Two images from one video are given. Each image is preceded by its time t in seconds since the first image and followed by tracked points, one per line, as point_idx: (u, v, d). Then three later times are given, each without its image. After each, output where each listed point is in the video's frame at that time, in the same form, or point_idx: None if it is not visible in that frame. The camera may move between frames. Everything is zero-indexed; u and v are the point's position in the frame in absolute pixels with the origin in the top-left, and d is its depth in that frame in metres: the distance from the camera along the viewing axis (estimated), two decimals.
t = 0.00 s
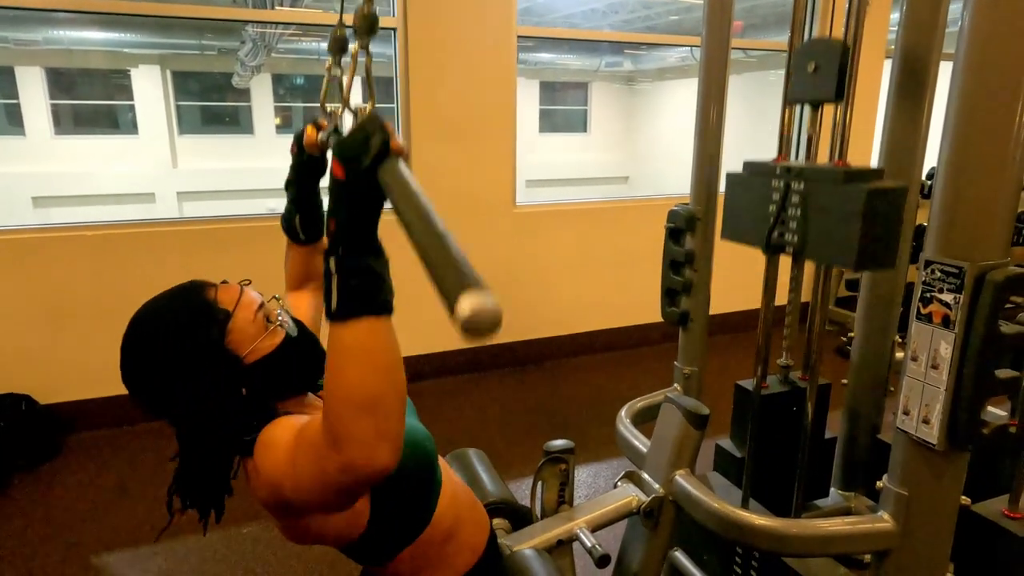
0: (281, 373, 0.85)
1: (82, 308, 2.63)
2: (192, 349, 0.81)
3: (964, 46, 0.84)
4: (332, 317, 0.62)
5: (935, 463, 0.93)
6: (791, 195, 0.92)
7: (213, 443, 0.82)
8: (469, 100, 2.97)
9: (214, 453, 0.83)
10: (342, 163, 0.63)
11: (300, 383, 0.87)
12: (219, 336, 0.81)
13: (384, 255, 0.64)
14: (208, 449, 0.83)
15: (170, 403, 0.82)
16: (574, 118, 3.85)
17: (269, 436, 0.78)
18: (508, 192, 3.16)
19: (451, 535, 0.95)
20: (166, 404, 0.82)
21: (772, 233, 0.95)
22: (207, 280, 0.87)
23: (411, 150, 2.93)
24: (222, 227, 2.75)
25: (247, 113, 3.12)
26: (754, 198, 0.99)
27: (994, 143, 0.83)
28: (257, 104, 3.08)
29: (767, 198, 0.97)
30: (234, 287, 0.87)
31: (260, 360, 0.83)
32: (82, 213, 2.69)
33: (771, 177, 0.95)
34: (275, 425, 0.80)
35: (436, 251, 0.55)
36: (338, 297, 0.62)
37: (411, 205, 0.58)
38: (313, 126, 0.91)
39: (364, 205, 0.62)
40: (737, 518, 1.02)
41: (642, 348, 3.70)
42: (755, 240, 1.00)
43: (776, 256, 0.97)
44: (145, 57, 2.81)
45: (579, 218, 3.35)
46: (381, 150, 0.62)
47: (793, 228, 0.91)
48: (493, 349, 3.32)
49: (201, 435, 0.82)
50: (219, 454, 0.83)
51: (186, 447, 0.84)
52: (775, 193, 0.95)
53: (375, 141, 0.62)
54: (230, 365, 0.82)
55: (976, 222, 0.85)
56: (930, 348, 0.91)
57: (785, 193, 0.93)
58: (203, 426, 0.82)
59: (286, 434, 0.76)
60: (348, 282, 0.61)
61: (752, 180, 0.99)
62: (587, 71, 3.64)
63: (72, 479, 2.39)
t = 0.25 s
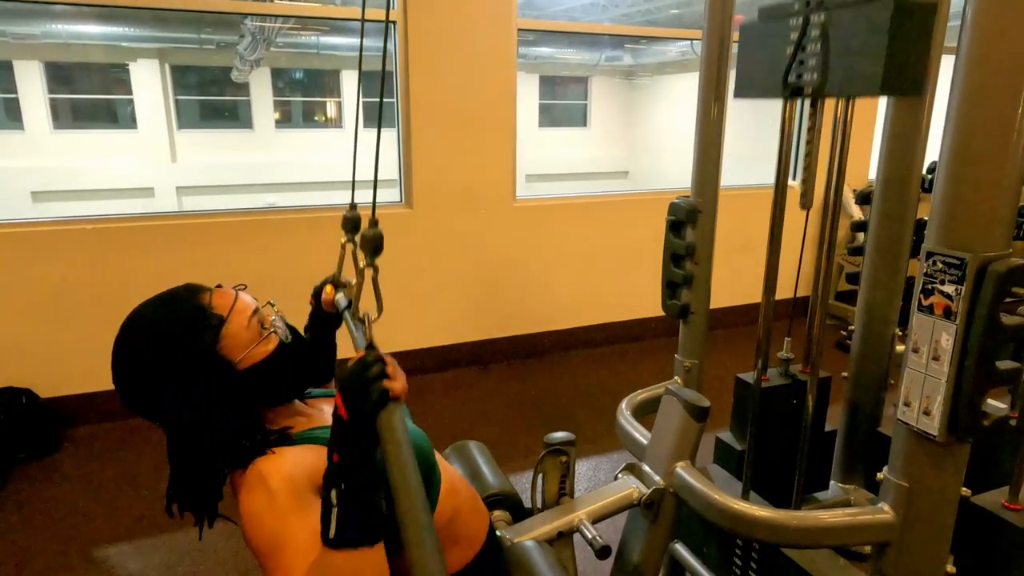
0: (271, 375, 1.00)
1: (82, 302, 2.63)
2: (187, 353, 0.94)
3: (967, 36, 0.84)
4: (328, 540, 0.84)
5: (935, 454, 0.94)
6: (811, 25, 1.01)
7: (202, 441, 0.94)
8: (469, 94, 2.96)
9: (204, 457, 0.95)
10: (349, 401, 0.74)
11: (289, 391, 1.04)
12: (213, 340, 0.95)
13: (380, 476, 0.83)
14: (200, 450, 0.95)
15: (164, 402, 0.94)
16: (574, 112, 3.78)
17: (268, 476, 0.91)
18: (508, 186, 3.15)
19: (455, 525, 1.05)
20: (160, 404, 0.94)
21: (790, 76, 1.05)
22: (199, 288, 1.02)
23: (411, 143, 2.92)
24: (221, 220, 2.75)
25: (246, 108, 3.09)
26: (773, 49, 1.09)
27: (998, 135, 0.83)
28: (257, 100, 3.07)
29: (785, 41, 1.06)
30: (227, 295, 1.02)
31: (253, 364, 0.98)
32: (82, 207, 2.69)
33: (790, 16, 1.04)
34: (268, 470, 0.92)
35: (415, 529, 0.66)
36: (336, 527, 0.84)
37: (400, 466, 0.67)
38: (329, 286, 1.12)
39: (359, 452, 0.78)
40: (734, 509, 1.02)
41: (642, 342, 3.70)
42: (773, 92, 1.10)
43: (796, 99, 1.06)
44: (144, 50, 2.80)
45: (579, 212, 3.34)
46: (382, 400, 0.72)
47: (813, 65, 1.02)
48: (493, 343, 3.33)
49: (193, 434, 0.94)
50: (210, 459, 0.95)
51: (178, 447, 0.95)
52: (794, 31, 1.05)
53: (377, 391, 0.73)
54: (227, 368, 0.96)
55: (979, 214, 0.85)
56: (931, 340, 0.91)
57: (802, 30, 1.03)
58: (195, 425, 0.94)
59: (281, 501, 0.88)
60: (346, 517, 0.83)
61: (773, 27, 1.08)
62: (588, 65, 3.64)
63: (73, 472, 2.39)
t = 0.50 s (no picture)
0: (283, 365, 0.97)
1: (81, 299, 2.64)
2: (197, 343, 0.90)
3: (965, 32, 0.84)
4: None
5: (933, 448, 0.94)
6: None
7: (215, 436, 0.91)
8: (468, 89, 2.96)
9: (216, 449, 0.92)
10: (340, 470, 0.78)
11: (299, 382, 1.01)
12: (224, 330, 0.91)
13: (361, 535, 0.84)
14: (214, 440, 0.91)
15: (175, 393, 0.90)
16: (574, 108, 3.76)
17: (269, 483, 0.88)
18: (507, 182, 3.15)
19: (459, 520, 1.05)
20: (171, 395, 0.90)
21: (795, 16, 1.11)
22: (208, 275, 0.97)
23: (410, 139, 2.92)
24: (220, 216, 2.75)
25: (244, 104, 3.09)
26: None
27: (996, 131, 0.83)
28: (255, 95, 3.06)
29: None
30: (237, 282, 0.97)
31: (266, 353, 0.95)
32: (81, 203, 2.69)
33: None
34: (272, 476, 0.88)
35: None
36: None
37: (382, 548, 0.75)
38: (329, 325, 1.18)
39: (346, 518, 0.80)
40: (735, 504, 1.03)
41: (641, 337, 3.71)
42: (778, 42, 1.15)
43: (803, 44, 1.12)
44: (141, 46, 2.79)
45: (578, 207, 3.35)
46: (371, 468, 0.78)
47: (818, 6, 1.07)
48: (492, 339, 3.33)
49: (205, 426, 0.91)
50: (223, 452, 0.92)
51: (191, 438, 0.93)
52: None
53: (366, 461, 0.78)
54: (239, 359, 0.92)
55: (975, 210, 0.86)
56: (929, 335, 0.91)
57: None
58: (207, 417, 0.90)
59: (281, 507, 0.86)
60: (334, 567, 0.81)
61: None
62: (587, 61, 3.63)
63: (73, 467, 2.40)
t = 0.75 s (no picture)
0: (292, 330, 1.03)
1: (81, 296, 2.63)
2: (209, 316, 0.96)
3: (964, 29, 0.84)
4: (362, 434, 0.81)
5: (930, 445, 0.95)
6: (801, 86, 0.90)
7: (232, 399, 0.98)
8: (467, 86, 2.95)
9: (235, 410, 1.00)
10: (367, 301, 0.79)
11: (310, 348, 1.07)
12: (231, 301, 0.97)
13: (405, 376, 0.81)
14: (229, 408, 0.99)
15: (190, 363, 0.97)
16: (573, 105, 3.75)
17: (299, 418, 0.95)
18: (506, 178, 3.15)
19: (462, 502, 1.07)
20: (188, 365, 0.97)
21: (780, 130, 0.94)
22: (216, 250, 1.04)
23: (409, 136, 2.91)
24: (219, 213, 2.75)
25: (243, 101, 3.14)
26: (759, 96, 0.99)
27: (996, 130, 0.83)
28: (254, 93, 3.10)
29: (776, 96, 0.95)
30: (242, 255, 1.04)
31: (274, 320, 1.02)
32: (79, 200, 2.69)
33: (782, 71, 0.93)
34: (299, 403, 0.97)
35: (449, 416, 0.68)
36: (369, 422, 0.80)
37: (427, 359, 0.72)
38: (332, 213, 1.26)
39: (384, 347, 0.78)
40: (732, 501, 1.03)
41: (640, 334, 3.71)
42: (765, 145, 0.98)
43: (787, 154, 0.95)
44: (139, 42, 2.76)
45: (578, 204, 3.34)
46: (398, 294, 0.78)
47: (803, 120, 0.90)
48: (491, 335, 3.33)
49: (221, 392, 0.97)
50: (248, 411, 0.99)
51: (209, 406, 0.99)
52: (785, 90, 0.93)
53: (393, 285, 0.79)
54: (247, 329, 0.99)
55: (972, 208, 0.86)
56: (926, 332, 0.92)
57: (795, 88, 0.91)
58: (221, 384, 0.97)
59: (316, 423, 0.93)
60: (380, 409, 0.80)
61: (765, 77, 0.97)
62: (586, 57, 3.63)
63: (73, 464, 2.40)
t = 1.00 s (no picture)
0: (332, 304, 0.85)
1: (80, 293, 2.64)
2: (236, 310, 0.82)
3: (963, 25, 0.84)
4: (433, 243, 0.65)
5: (928, 443, 0.95)
6: (784, 213, 0.92)
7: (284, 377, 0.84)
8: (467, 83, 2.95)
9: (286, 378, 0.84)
10: (439, 112, 0.66)
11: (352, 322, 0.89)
12: (257, 291, 0.82)
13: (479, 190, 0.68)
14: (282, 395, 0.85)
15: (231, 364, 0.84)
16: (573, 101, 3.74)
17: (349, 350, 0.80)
18: (506, 175, 3.14)
19: (484, 491, 1.00)
20: (227, 364, 0.84)
21: (766, 249, 0.95)
22: (232, 238, 0.88)
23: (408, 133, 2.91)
24: (217, 211, 2.75)
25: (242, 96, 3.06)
26: (742, 214, 1.00)
27: (995, 129, 0.83)
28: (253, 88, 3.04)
29: (760, 216, 0.96)
30: (260, 238, 0.87)
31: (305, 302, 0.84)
32: (79, 197, 2.69)
33: (766, 194, 0.94)
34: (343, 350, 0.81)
35: (552, 174, 0.59)
36: (444, 226, 0.65)
37: (512, 138, 0.61)
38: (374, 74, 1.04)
39: (462, 145, 0.67)
40: (730, 498, 1.03)
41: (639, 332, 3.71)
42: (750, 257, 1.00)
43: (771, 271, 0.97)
44: (139, 38, 2.78)
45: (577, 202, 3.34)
46: (471, 90, 0.66)
47: (787, 244, 0.91)
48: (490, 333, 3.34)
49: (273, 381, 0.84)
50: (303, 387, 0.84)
51: (264, 401, 0.87)
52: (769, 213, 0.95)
53: (463, 83, 0.66)
54: (279, 317, 0.83)
55: (972, 205, 0.86)
56: (925, 330, 0.92)
57: (778, 213, 0.93)
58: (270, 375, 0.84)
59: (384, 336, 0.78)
60: (453, 214, 0.65)
61: (751, 195, 0.98)
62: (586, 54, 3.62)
63: (72, 461, 2.40)
